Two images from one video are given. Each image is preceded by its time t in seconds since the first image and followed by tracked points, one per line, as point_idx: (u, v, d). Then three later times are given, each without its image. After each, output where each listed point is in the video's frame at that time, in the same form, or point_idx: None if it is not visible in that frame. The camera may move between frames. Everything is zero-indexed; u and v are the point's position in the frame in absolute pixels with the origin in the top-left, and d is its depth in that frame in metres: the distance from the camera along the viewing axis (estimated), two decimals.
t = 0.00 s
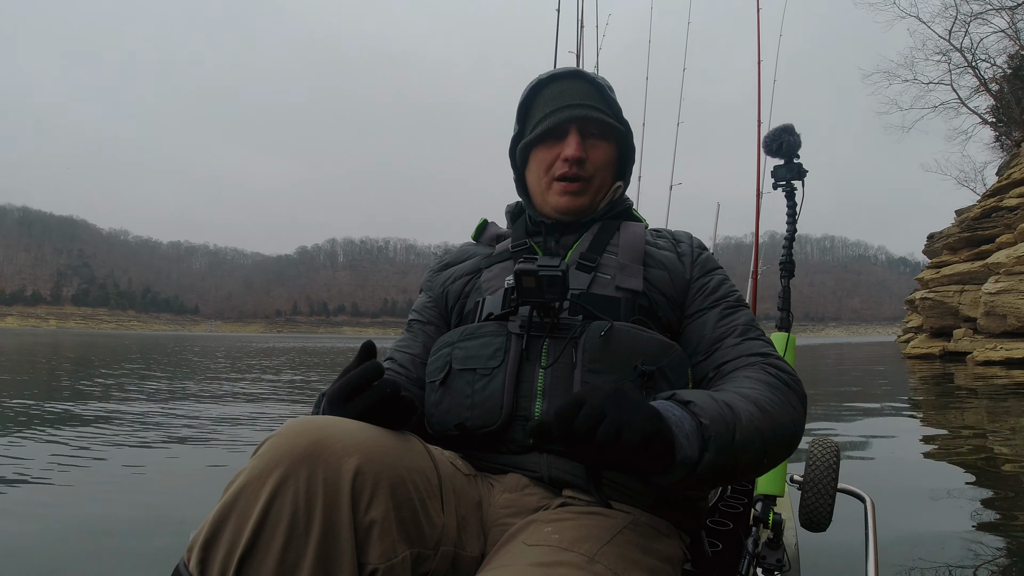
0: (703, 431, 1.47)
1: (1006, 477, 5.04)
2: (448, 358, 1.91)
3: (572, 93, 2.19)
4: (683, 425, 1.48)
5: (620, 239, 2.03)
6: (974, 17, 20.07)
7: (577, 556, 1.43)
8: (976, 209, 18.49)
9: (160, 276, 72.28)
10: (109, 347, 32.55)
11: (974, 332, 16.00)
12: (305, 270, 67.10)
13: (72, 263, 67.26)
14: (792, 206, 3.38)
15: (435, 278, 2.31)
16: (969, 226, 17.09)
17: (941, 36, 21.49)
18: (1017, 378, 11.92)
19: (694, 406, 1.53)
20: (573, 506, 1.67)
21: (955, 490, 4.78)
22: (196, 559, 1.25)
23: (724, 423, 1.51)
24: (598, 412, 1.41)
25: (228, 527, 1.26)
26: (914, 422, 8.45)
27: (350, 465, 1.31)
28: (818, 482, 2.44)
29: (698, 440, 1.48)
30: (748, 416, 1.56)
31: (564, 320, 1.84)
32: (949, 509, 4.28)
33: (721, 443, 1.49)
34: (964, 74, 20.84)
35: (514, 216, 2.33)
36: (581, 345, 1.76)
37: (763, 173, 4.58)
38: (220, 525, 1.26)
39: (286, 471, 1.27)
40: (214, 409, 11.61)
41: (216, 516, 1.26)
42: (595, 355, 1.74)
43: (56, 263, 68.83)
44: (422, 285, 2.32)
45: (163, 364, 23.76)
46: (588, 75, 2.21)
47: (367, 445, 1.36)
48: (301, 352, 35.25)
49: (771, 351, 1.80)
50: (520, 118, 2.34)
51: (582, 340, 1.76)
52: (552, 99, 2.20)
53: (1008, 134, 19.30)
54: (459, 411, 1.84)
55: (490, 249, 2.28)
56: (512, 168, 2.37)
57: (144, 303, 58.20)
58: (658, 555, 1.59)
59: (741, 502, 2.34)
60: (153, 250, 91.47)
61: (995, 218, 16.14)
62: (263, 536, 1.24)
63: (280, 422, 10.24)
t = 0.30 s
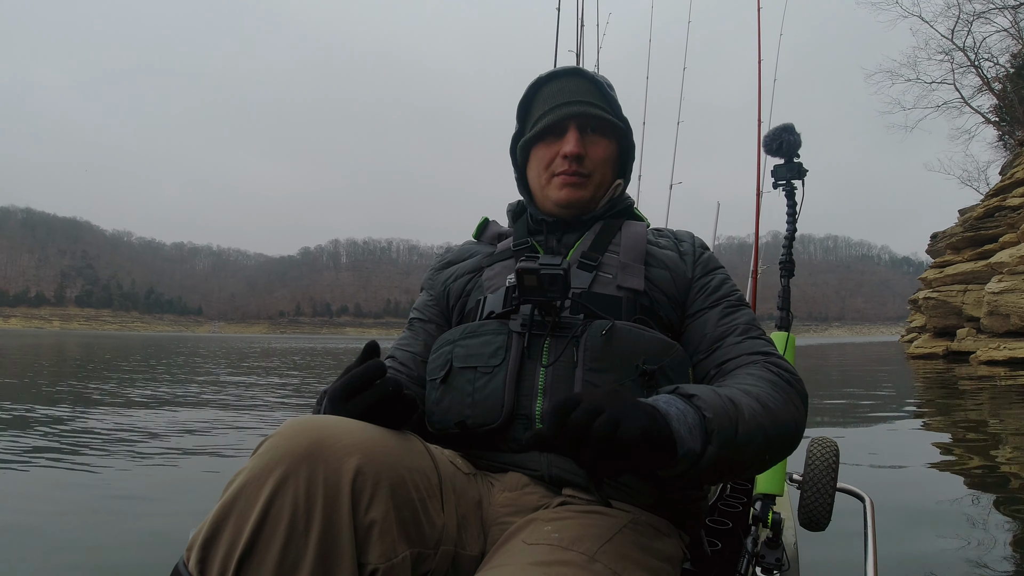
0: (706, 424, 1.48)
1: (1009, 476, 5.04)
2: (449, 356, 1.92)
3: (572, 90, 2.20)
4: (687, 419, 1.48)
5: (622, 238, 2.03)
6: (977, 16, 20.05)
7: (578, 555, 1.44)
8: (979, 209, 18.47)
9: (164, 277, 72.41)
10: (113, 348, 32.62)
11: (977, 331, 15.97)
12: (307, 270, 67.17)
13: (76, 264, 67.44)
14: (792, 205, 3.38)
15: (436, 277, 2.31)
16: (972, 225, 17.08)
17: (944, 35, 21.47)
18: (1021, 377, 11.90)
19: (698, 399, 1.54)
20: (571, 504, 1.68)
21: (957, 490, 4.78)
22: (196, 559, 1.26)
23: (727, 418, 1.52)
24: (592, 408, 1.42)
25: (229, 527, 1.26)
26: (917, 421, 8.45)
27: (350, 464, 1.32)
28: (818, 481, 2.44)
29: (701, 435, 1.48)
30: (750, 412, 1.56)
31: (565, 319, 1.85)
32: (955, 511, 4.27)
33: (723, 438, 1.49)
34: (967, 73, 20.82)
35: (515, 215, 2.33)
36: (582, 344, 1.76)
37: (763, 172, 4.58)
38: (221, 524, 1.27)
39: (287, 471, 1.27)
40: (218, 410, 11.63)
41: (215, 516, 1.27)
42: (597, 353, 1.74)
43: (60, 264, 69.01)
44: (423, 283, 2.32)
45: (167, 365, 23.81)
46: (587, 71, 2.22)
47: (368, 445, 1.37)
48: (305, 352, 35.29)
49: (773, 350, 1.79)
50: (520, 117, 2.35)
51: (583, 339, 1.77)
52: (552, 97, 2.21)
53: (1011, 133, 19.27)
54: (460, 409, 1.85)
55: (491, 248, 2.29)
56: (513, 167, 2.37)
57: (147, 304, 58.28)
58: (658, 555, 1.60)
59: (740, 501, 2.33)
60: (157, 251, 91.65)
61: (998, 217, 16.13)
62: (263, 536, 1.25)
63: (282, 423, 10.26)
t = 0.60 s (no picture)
0: (701, 396, 1.43)
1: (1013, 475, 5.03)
2: (447, 357, 1.91)
3: (567, 87, 2.21)
4: (681, 393, 1.44)
5: (621, 237, 2.03)
6: (979, 16, 20.06)
7: (577, 555, 1.44)
8: (982, 208, 18.46)
9: (167, 278, 72.53)
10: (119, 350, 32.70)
11: (982, 331, 15.96)
12: (311, 271, 67.22)
13: (80, 265, 67.60)
14: (791, 205, 3.38)
15: (435, 276, 2.31)
16: (976, 225, 17.08)
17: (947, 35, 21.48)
18: None
19: (692, 374, 1.51)
20: (570, 504, 1.68)
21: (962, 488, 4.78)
22: (195, 556, 1.26)
23: (724, 395, 1.49)
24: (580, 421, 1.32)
25: (227, 524, 1.26)
26: (921, 421, 8.44)
27: (348, 461, 1.31)
28: (817, 481, 2.44)
29: (697, 409, 1.44)
30: (747, 392, 1.55)
31: (564, 319, 1.85)
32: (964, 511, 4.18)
33: (720, 413, 1.46)
34: (971, 72, 20.83)
35: (512, 215, 2.33)
36: (580, 344, 1.76)
37: (764, 171, 4.58)
38: (219, 521, 1.27)
39: (286, 467, 1.27)
40: (222, 411, 11.66)
41: (214, 513, 1.27)
42: (595, 353, 1.74)
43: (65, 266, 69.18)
44: (420, 278, 2.32)
45: (173, 366, 23.89)
46: (583, 69, 2.23)
47: (367, 442, 1.37)
48: (309, 353, 35.32)
49: (771, 335, 1.79)
50: (517, 116, 2.36)
51: (582, 339, 1.77)
52: (547, 94, 2.22)
53: (1014, 133, 19.27)
54: (459, 409, 1.84)
55: (489, 247, 2.29)
56: (510, 165, 2.38)
57: (151, 305, 58.38)
58: (656, 554, 1.60)
59: (740, 501, 2.32)
60: (160, 252, 91.79)
61: (1002, 216, 16.12)
62: (262, 532, 1.25)
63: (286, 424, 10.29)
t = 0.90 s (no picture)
0: (647, 343, 1.47)
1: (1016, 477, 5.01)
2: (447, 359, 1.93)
3: (566, 87, 2.21)
4: (626, 342, 1.48)
5: (621, 238, 2.04)
6: (982, 15, 20.05)
7: (579, 557, 1.43)
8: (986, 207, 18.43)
9: (171, 279, 72.67)
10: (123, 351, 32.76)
11: (985, 330, 15.93)
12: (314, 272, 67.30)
13: (83, 267, 67.77)
14: (791, 205, 3.38)
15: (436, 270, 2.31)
16: (980, 224, 17.05)
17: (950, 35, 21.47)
18: None
19: (644, 328, 1.55)
20: (572, 507, 1.68)
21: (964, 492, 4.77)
22: (196, 559, 1.26)
23: (680, 348, 1.51)
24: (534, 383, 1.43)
25: (228, 526, 1.27)
26: (924, 421, 8.42)
27: (348, 464, 1.32)
28: (818, 483, 2.43)
29: (644, 357, 1.47)
30: (708, 343, 1.55)
31: (565, 321, 1.85)
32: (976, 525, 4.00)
33: (669, 359, 1.48)
34: (974, 72, 20.81)
35: (513, 216, 2.33)
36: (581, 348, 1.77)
37: (764, 172, 4.58)
38: (220, 524, 1.27)
39: (287, 470, 1.28)
40: (225, 412, 11.68)
41: (215, 515, 1.27)
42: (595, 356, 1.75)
43: (68, 268, 69.35)
44: (422, 272, 2.31)
45: (177, 367, 23.94)
46: (581, 69, 2.24)
47: (367, 444, 1.38)
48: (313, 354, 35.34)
49: (757, 308, 1.77)
50: (515, 116, 2.37)
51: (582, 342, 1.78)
52: (546, 94, 2.23)
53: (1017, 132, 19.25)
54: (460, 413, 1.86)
55: (489, 247, 2.29)
56: (509, 165, 2.38)
57: (155, 307, 58.49)
58: (659, 555, 1.59)
59: (741, 502, 2.32)
60: (164, 253, 91.98)
61: (1006, 216, 16.10)
62: (263, 534, 1.25)
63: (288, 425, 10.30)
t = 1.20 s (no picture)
0: (645, 346, 1.47)
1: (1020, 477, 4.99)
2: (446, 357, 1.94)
3: (560, 85, 2.22)
4: (622, 345, 1.48)
5: (621, 237, 2.04)
6: (985, 14, 19.99)
7: (579, 555, 1.43)
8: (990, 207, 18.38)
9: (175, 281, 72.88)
10: (128, 352, 32.86)
11: (989, 330, 15.88)
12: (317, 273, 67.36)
13: (87, 268, 68.00)
14: (792, 205, 3.38)
15: (434, 269, 2.31)
16: (983, 223, 17.01)
17: (953, 34, 21.42)
18: None
19: (643, 330, 1.55)
20: (571, 505, 1.69)
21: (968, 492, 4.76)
22: (195, 555, 1.27)
23: (677, 350, 1.50)
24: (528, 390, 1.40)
25: (226, 522, 1.27)
26: (928, 421, 8.40)
27: (348, 461, 1.32)
28: (817, 482, 2.43)
29: (642, 360, 1.47)
30: (705, 344, 1.55)
31: (564, 320, 1.85)
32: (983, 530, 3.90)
33: (667, 362, 1.48)
34: (977, 71, 20.75)
35: (511, 215, 2.34)
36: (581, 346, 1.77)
37: (765, 172, 4.58)
38: (219, 519, 1.27)
39: (287, 466, 1.28)
40: (229, 413, 11.71)
41: (215, 511, 1.28)
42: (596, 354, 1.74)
43: (73, 269, 69.52)
44: (421, 271, 2.31)
45: (181, 368, 24.01)
46: (574, 66, 2.24)
47: (367, 442, 1.38)
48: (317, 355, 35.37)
49: (758, 308, 1.77)
50: (509, 116, 2.38)
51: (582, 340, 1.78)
52: (540, 93, 2.24)
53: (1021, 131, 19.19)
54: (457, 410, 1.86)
55: (489, 246, 2.30)
56: (506, 165, 2.39)
57: (158, 308, 58.66)
58: (659, 554, 1.59)
59: (740, 501, 2.32)
60: (168, 254, 92.20)
61: (1010, 215, 16.05)
62: (263, 530, 1.25)
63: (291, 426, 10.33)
